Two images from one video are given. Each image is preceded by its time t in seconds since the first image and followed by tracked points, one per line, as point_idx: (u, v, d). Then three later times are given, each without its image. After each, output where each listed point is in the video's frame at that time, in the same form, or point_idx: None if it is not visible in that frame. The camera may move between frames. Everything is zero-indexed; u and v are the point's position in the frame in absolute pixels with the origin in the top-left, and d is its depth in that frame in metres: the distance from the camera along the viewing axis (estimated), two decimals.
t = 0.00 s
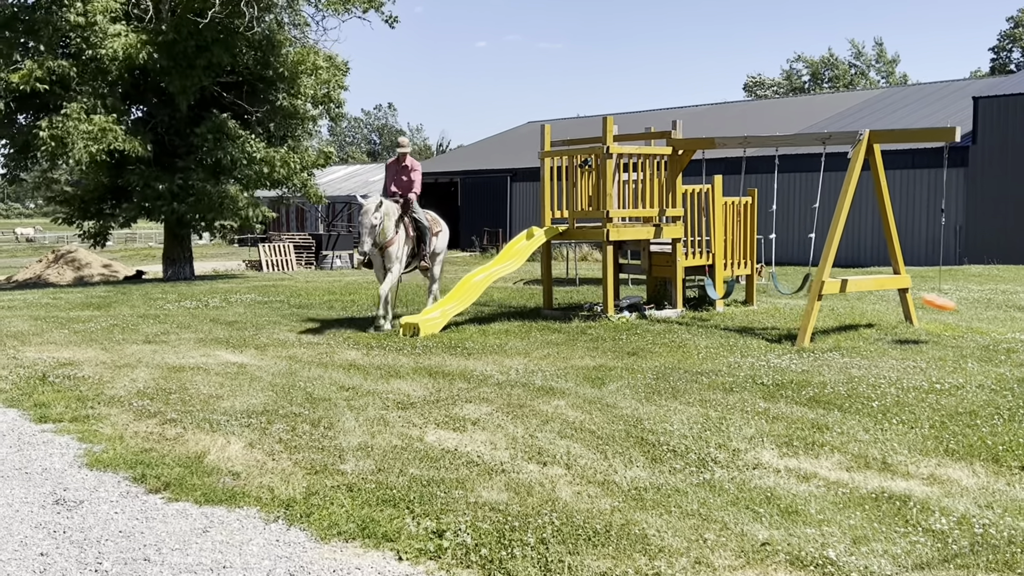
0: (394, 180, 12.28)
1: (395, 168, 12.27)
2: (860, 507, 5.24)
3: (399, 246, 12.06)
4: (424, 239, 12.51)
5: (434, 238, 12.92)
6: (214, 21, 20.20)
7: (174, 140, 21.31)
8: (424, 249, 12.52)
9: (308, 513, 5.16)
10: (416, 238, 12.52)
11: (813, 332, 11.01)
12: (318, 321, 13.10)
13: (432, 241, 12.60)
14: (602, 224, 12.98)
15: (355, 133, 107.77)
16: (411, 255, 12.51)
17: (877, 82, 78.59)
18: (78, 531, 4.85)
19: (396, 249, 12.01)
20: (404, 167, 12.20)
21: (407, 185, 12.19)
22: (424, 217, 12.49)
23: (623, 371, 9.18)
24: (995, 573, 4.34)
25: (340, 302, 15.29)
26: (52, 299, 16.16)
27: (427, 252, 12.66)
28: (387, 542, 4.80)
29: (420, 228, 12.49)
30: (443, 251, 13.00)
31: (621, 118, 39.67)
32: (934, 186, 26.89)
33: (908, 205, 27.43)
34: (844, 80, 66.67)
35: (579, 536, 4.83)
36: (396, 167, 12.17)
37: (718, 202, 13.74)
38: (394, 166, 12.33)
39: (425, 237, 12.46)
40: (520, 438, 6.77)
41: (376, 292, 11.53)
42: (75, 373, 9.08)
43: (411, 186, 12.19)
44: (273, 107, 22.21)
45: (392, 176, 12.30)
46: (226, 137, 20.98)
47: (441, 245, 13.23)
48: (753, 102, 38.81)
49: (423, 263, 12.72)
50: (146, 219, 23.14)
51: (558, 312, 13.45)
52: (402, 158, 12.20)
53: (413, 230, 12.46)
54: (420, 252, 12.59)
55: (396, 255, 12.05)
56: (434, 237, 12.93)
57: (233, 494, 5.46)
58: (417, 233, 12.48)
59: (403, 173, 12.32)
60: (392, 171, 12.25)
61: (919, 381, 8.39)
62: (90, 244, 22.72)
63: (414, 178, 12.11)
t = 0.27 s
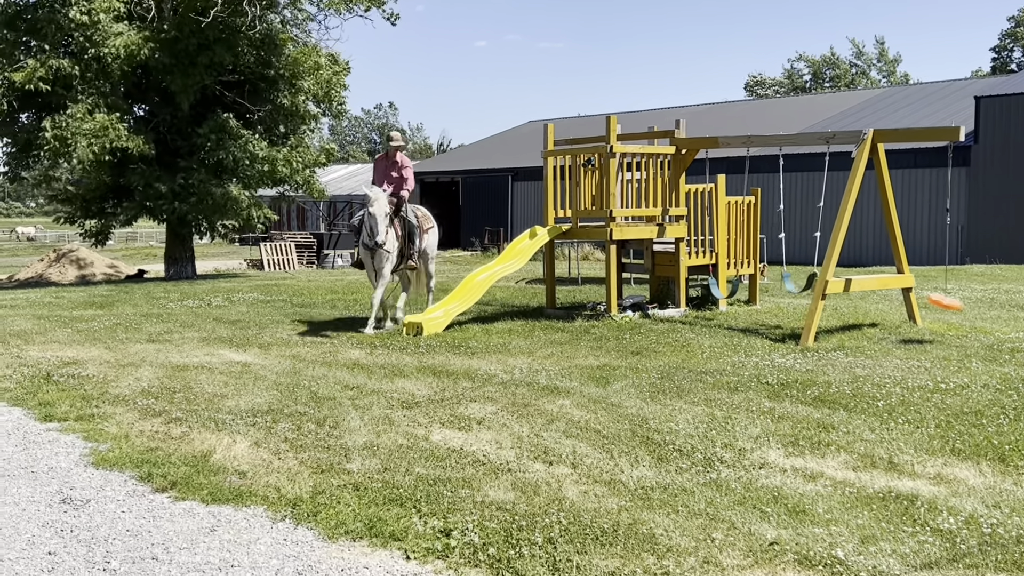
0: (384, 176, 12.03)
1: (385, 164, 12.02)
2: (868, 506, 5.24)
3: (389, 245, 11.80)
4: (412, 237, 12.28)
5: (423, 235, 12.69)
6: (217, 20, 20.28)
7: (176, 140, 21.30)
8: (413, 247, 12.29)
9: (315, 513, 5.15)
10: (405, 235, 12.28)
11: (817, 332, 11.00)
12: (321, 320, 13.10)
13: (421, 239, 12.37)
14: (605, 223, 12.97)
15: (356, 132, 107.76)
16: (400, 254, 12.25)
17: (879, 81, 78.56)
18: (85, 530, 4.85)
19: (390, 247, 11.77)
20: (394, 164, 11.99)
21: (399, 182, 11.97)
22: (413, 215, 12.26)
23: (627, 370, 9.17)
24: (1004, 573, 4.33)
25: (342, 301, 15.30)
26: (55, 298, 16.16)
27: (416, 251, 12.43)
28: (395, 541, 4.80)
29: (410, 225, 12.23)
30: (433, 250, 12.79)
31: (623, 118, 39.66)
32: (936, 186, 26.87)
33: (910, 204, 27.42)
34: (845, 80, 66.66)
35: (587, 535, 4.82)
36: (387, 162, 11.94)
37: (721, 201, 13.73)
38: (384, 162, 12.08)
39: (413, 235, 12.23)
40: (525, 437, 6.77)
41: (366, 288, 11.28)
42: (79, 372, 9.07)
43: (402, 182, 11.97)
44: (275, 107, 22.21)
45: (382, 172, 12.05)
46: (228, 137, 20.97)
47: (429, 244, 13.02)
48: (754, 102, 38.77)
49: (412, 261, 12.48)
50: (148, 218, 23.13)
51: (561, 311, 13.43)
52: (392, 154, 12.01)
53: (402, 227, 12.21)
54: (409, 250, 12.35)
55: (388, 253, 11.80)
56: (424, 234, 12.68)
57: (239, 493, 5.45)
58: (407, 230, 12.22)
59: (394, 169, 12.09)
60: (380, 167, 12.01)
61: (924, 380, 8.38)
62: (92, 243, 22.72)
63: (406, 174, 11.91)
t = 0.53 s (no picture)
0: (371, 175, 11.95)
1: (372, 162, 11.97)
2: (867, 505, 5.24)
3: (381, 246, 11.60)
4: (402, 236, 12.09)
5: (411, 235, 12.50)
6: (215, 18, 20.20)
7: (174, 139, 21.27)
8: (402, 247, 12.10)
9: (315, 511, 5.15)
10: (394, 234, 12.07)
11: (815, 331, 11.01)
12: (319, 319, 13.09)
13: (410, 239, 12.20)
14: (604, 222, 12.96)
15: (354, 131, 107.67)
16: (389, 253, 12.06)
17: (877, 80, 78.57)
18: (84, 529, 4.84)
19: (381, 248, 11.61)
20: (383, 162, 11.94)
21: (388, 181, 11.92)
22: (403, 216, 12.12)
23: (626, 369, 9.17)
24: (1004, 572, 4.34)
25: (341, 300, 15.29)
26: (53, 297, 16.14)
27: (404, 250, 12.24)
28: (395, 540, 4.80)
29: (399, 227, 12.04)
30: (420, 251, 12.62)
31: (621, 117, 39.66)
32: (934, 185, 26.88)
33: (908, 203, 27.45)
34: (843, 78, 66.68)
35: (586, 534, 4.82)
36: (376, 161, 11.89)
37: (720, 200, 13.73)
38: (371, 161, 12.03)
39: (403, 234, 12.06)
40: (524, 436, 6.76)
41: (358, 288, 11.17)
42: (77, 370, 9.06)
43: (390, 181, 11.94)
44: (273, 105, 22.18)
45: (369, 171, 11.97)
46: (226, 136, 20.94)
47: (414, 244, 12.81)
48: (752, 101, 38.77)
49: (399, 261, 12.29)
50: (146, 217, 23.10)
51: (559, 310, 13.43)
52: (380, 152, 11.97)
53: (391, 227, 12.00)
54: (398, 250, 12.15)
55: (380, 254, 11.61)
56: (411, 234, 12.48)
57: (239, 492, 5.45)
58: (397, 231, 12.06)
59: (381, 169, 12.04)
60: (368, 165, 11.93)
61: (923, 379, 8.39)
62: (90, 241, 22.69)
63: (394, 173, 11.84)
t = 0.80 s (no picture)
0: (358, 169, 11.84)
1: (357, 157, 11.85)
2: (859, 503, 5.26)
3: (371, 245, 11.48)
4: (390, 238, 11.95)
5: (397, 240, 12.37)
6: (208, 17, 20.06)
7: (167, 137, 21.23)
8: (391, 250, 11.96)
9: (308, 510, 5.15)
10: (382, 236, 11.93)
11: (808, 329, 11.03)
12: (313, 317, 13.09)
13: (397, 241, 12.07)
14: (598, 221, 12.98)
15: (348, 130, 107.58)
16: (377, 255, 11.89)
17: (870, 79, 78.72)
18: (77, 528, 4.84)
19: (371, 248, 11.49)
20: (370, 156, 11.83)
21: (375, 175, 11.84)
22: (391, 214, 11.98)
23: (619, 367, 9.18)
24: (994, 569, 4.35)
25: (335, 299, 15.28)
26: (46, 296, 16.11)
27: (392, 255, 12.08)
28: (387, 539, 4.80)
29: (388, 229, 11.91)
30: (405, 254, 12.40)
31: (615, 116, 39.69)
32: (928, 184, 26.96)
33: (902, 202, 27.51)
34: (837, 78, 66.77)
35: (579, 532, 4.83)
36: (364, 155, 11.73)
37: (714, 199, 13.76)
38: (356, 155, 11.90)
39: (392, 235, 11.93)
40: (517, 434, 6.77)
41: (354, 292, 11.03)
42: (70, 369, 9.04)
43: (377, 177, 11.86)
44: (266, 104, 22.13)
45: (355, 166, 11.84)
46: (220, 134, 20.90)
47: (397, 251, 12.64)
48: (746, 100, 38.82)
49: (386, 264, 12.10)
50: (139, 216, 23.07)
51: (554, 309, 13.44)
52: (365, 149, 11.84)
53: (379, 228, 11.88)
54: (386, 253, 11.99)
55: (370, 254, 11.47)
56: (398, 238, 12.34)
57: (232, 491, 5.45)
58: (385, 232, 11.90)
59: (367, 162, 11.92)
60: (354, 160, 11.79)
61: (915, 377, 8.41)
62: (83, 240, 22.63)
63: (382, 168, 11.83)
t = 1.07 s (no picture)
0: (345, 167, 11.74)
1: (343, 154, 11.77)
2: (847, 501, 5.28)
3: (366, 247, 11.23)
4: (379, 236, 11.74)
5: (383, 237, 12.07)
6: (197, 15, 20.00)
7: (156, 136, 21.16)
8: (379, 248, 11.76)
9: (296, 509, 5.15)
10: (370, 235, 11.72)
11: (797, 328, 11.06)
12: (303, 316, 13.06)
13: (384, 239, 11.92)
14: (588, 219, 12.99)
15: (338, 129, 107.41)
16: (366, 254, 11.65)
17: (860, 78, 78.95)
18: (64, 527, 4.82)
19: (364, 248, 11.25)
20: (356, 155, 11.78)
21: (361, 173, 11.81)
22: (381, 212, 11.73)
23: (609, 366, 9.18)
24: (981, 566, 4.37)
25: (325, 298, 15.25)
26: (35, 295, 16.03)
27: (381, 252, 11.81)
28: (376, 538, 4.80)
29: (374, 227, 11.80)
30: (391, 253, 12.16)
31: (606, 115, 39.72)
32: (917, 182, 27.07)
33: (891, 201, 27.61)
34: (826, 77, 66.96)
35: (568, 531, 4.84)
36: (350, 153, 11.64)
37: (704, 198, 13.79)
38: (341, 152, 11.82)
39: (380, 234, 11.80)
40: (507, 433, 6.77)
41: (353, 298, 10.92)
42: (58, 369, 9.00)
43: (364, 174, 11.85)
44: (256, 103, 22.06)
45: (341, 163, 11.76)
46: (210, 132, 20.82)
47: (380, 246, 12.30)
48: (736, 98, 38.88)
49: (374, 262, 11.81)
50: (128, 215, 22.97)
51: (544, 308, 13.45)
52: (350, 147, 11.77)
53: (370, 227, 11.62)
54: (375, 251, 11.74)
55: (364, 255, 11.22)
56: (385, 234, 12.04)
57: (220, 490, 5.44)
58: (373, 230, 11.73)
59: (352, 159, 11.88)
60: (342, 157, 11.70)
61: (903, 376, 8.45)
62: (72, 239, 22.53)
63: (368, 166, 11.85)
